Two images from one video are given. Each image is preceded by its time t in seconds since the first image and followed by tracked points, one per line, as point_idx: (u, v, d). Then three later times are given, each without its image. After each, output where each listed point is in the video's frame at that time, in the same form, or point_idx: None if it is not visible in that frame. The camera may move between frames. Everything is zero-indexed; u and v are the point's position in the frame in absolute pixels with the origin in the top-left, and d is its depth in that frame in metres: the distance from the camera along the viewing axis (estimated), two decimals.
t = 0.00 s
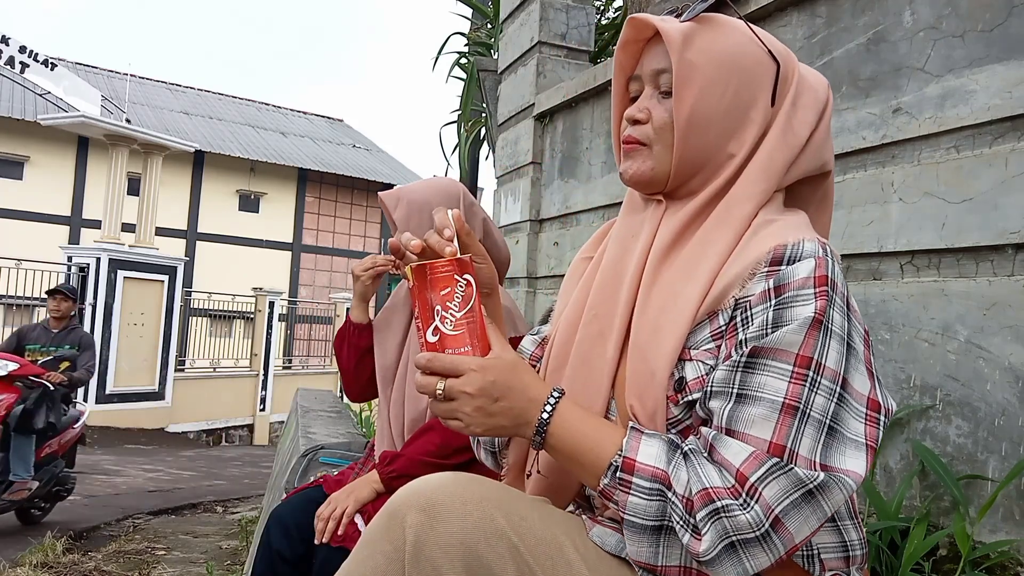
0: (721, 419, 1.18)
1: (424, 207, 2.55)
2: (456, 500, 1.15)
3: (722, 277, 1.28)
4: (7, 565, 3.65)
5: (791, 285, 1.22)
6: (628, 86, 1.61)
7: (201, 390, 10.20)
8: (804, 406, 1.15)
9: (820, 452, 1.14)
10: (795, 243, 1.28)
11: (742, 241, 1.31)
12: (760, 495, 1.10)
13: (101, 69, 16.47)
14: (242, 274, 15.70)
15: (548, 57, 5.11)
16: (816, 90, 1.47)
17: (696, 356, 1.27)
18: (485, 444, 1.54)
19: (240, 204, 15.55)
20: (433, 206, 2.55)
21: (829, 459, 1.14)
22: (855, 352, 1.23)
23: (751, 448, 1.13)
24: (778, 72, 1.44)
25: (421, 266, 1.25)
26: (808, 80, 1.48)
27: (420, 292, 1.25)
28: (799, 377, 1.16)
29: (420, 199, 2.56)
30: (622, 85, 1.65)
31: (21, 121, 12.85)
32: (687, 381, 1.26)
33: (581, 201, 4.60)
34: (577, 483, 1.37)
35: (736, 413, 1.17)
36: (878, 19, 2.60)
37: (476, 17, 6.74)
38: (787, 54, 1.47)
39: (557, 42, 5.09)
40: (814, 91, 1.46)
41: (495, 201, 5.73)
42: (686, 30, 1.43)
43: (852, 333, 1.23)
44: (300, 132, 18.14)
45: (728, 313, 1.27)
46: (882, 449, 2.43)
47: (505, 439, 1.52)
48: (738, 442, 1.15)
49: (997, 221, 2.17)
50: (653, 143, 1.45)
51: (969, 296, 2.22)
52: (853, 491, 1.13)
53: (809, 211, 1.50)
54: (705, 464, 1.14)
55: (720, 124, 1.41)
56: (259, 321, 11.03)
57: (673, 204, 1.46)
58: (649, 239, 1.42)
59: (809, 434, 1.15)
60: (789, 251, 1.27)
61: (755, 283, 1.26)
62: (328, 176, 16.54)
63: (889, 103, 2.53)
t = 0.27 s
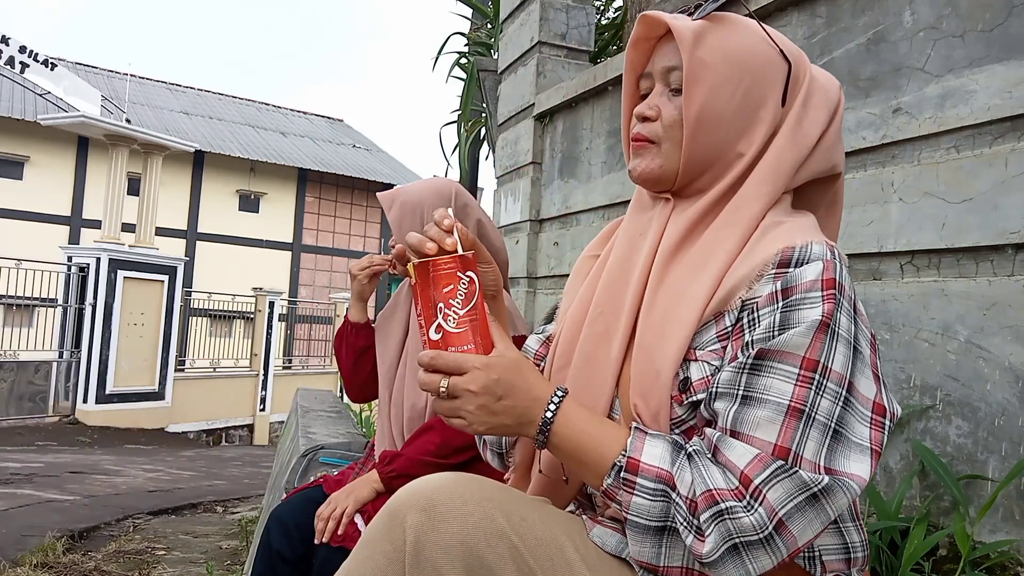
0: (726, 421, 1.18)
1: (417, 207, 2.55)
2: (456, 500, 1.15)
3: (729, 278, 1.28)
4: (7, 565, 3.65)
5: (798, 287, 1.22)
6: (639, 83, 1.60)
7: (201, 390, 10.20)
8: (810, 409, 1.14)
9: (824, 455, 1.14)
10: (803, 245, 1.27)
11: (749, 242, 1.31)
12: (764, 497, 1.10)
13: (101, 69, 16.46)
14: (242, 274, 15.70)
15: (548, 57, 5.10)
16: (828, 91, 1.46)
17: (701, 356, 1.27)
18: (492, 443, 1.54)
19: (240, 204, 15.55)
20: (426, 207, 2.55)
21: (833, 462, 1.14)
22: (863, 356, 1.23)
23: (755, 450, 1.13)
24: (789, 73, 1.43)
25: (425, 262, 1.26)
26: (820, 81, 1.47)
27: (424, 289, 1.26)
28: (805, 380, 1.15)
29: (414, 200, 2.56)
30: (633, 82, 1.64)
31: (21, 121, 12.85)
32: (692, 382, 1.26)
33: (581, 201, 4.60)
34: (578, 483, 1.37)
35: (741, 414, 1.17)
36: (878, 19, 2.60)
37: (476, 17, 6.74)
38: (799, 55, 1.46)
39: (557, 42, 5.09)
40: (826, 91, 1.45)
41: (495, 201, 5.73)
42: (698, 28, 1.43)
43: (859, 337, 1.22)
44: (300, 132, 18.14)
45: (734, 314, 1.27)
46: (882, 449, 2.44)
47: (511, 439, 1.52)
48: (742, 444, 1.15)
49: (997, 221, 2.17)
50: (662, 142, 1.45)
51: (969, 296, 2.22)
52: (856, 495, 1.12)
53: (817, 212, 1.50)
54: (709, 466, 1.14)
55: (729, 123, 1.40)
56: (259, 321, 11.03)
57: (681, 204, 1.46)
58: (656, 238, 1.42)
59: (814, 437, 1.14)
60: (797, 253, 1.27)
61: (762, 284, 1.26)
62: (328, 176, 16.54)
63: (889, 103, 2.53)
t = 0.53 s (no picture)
0: (734, 424, 1.18)
1: (418, 206, 2.55)
2: (457, 501, 1.15)
3: (737, 279, 1.28)
4: (6, 565, 3.65)
5: (807, 290, 1.22)
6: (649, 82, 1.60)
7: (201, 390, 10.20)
8: (818, 413, 1.14)
9: (833, 460, 1.14)
10: (812, 248, 1.27)
11: (758, 243, 1.30)
12: (773, 502, 1.10)
13: (101, 69, 16.46)
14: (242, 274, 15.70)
15: (548, 57, 5.11)
16: (838, 93, 1.46)
17: (708, 357, 1.27)
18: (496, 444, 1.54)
19: (240, 204, 15.55)
20: (428, 206, 2.54)
21: (840, 466, 1.15)
22: (870, 359, 1.23)
23: (764, 455, 1.13)
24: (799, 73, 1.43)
25: (434, 263, 1.25)
26: (829, 82, 1.47)
27: (433, 290, 1.24)
28: (814, 384, 1.15)
29: (416, 198, 2.55)
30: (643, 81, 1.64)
31: (21, 121, 12.86)
32: (698, 383, 1.26)
33: (581, 201, 4.60)
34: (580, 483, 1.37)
35: (749, 418, 1.17)
36: (878, 19, 2.60)
37: (476, 17, 6.73)
38: (809, 56, 1.46)
39: (557, 42, 5.09)
40: (835, 92, 1.45)
41: (495, 201, 5.73)
42: (710, 26, 1.43)
43: (866, 341, 1.22)
44: (300, 132, 18.14)
45: (742, 316, 1.27)
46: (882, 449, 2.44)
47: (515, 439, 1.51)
48: (750, 448, 1.15)
49: (997, 222, 2.17)
50: (670, 141, 1.45)
51: (969, 296, 2.22)
52: (864, 500, 1.13)
53: (825, 215, 1.49)
54: (717, 470, 1.14)
55: (739, 123, 1.40)
56: (259, 321, 11.03)
57: (688, 203, 1.45)
58: (663, 237, 1.41)
59: (822, 442, 1.14)
60: (806, 256, 1.26)
61: (771, 287, 1.26)
62: (328, 176, 16.54)
63: (889, 103, 2.53)
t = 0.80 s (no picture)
0: (737, 425, 1.18)
1: (424, 205, 2.56)
2: (457, 501, 1.15)
3: (742, 279, 1.28)
4: (7, 565, 3.65)
5: (812, 291, 1.22)
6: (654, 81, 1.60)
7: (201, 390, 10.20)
8: (822, 415, 1.14)
9: (836, 462, 1.14)
10: (816, 250, 1.27)
11: (763, 245, 1.30)
12: (776, 504, 1.10)
13: (101, 69, 16.46)
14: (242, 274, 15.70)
15: (548, 57, 5.10)
16: (843, 93, 1.46)
17: (712, 358, 1.27)
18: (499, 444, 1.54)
19: (240, 204, 15.55)
20: (434, 206, 2.55)
21: (842, 468, 1.14)
22: (874, 362, 1.23)
23: (767, 456, 1.13)
24: (805, 74, 1.43)
25: (434, 262, 1.23)
26: (835, 83, 1.47)
27: (435, 289, 1.23)
28: (817, 386, 1.15)
29: (421, 197, 2.56)
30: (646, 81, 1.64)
31: (21, 121, 12.86)
32: (702, 384, 1.26)
33: (581, 201, 4.60)
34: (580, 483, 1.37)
35: (752, 419, 1.17)
36: (877, 19, 2.60)
37: (476, 17, 6.73)
38: (816, 56, 1.46)
39: (557, 42, 5.10)
40: (841, 93, 1.45)
41: (495, 201, 5.73)
42: (716, 27, 1.43)
43: (870, 342, 1.22)
44: (300, 132, 18.13)
45: (746, 317, 1.27)
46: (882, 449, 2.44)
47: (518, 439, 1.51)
48: (753, 449, 1.15)
49: (997, 222, 2.17)
50: (676, 141, 1.45)
51: (968, 296, 2.22)
52: (866, 502, 1.13)
53: (829, 215, 1.49)
54: (720, 471, 1.14)
55: (745, 123, 1.40)
56: (259, 321, 11.03)
57: (694, 203, 1.45)
58: (668, 237, 1.41)
59: (825, 444, 1.14)
60: (810, 257, 1.26)
61: (775, 288, 1.26)
62: (328, 176, 16.54)
63: (889, 103, 2.53)
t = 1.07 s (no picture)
0: (741, 427, 1.18)
1: (432, 203, 2.57)
2: (456, 501, 1.15)
3: (746, 280, 1.28)
4: (7, 565, 3.65)
5: (816, 293, 1.22)
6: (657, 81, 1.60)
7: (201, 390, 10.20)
8: (826, 416, 1.15)
9: (839, 463, 1.14)
10: (821, 251, 1.27)
11: (766, 245, 1.30)
12: (779, 505, 1.10)
13: (101, 69, 16.46)
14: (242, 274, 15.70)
15: (548, 57, 5.10)
16: (847, 94, 1.45)
17: (715, 358, 1.27)
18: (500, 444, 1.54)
19: (240, 204, 15.55)
20: (442, 205, 2.57)
21: (846, 469, 1.14)
22: (877, 363, 1.23)
23: (771, 457, 1.14)
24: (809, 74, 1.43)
25: (437, 263, 1.23)
26: (839, 82, 1.47)
27: (437, 290, 1.23)
28: (822, 388, 1.15)
29: (429, 195, 2.57)
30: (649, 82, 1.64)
31: (21, 122, 12.86)
32: (705, 384, 1.26)
33: (581, 201, 4.60)
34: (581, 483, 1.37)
35: (756, 420, 1.17)
36: (878, 19, 2.60)
37: (476, 17, 6.73)
38: (820, 57, 1.46)
39: (557, 42, 5.10)
40: (845, 93, 1.45)
41: (495, 201, 5.73)
42: (721, 26, 1.43)
43: (873, 344, 1.22)
44: (300, 132, 18.13)
45: (750, 318, 1.27)
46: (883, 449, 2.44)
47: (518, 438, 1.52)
48: (757, 450, 1.15)
49: (997, 222, 2.17)
50: (680, 140, 1.45)
51: (968, 296, 2.22)
52: (869, 503, 1.13)
53: (832, 215, 1.49)
54: (724, 472, 1.14)
55: (749, 123, 1.40)
56: (259, 321, 11.03)
57: (697, 202, 1.45)
58: (671, 237, 1.41)
59: (829, 445, 1.14)
60: (815, 258, 1.27)
61: (779, 289, 1.26)
62: (328, 176, 16.54)
63: (889, 103, 2.53)
